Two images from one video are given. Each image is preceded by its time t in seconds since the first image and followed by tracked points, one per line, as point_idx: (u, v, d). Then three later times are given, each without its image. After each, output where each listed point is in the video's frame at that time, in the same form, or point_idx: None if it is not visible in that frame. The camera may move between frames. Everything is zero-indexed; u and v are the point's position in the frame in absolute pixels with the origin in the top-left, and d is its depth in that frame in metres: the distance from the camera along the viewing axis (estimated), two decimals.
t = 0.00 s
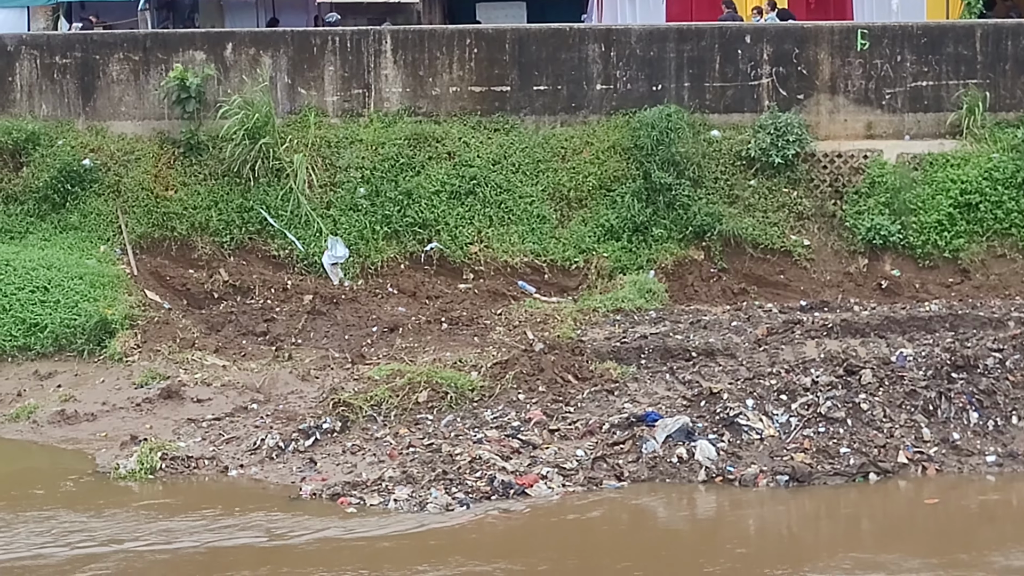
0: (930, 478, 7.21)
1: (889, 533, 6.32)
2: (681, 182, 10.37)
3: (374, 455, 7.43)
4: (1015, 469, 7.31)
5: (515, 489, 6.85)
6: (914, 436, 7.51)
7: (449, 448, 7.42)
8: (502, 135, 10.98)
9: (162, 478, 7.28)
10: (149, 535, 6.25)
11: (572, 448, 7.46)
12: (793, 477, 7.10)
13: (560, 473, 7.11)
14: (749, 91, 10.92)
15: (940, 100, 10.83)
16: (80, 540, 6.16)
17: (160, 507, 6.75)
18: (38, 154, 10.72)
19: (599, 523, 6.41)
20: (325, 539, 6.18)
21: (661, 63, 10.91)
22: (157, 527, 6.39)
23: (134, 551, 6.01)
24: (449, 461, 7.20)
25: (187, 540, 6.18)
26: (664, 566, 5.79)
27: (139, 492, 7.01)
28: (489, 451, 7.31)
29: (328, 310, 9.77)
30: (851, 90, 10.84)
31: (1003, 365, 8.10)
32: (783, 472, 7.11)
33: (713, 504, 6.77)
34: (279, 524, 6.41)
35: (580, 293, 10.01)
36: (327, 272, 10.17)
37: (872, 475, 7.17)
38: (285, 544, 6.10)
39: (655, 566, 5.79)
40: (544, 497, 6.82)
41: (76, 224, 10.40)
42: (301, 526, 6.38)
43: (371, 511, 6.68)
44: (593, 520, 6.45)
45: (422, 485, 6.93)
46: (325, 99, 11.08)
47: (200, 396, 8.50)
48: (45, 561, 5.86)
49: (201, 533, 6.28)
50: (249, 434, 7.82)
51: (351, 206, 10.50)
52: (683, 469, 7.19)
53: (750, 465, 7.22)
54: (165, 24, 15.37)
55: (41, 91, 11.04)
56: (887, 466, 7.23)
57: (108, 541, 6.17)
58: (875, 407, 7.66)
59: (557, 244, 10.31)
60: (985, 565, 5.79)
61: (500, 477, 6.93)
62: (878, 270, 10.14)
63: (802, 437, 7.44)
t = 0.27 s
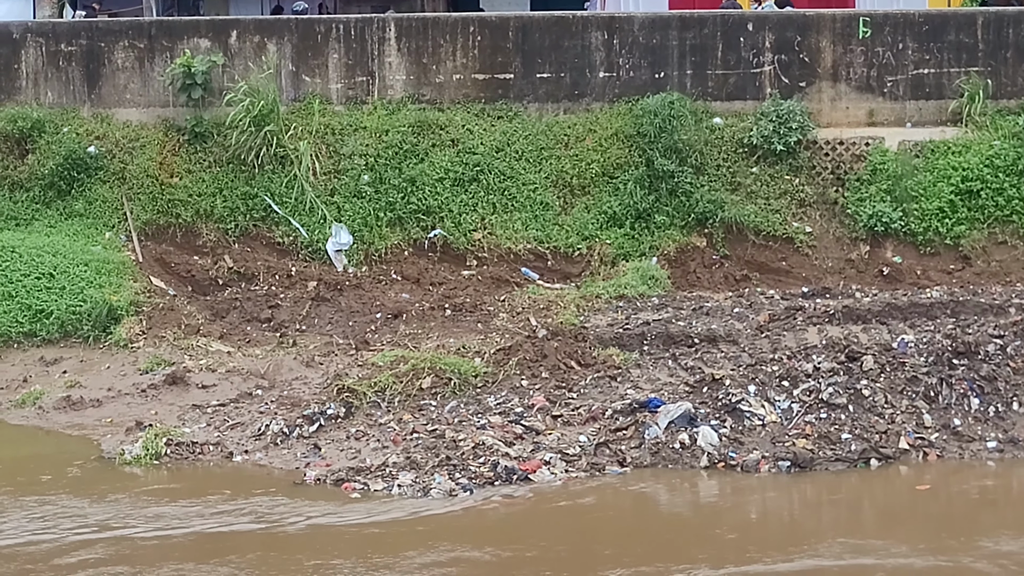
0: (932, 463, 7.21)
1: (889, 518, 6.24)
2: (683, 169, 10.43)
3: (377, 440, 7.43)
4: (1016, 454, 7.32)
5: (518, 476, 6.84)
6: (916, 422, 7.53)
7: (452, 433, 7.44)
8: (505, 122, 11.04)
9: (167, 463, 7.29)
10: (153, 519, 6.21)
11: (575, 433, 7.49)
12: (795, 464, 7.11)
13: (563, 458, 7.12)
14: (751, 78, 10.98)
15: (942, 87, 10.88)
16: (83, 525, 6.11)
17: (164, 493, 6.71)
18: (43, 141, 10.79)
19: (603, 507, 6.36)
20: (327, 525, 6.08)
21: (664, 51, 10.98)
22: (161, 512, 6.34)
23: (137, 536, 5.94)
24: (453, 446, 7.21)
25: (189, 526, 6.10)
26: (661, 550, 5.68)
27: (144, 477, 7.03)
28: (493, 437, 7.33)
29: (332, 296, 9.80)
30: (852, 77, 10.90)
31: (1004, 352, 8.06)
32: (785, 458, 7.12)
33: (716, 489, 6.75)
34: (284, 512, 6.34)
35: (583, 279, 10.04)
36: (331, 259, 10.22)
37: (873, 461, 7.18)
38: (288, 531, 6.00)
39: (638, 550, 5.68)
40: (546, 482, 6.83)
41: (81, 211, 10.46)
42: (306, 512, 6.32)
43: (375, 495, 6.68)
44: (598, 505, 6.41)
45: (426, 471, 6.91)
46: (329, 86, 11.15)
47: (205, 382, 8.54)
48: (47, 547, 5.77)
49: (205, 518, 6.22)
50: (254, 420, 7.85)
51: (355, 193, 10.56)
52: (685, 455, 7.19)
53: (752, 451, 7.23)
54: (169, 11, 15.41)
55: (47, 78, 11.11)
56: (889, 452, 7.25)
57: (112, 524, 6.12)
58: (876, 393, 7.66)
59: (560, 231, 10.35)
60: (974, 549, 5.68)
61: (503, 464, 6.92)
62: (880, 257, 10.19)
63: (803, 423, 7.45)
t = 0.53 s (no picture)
0: (929, 453, 7.27)
1: (883, 508, 6.26)
2: (683, 160, 10.47)
3: (379, 430, 7.48)
4: (1014, 444, 7.36)
5: (518, 465, 6.89)
6: (914, 412, 7.55)
7: (452, 422, 7.48)
8: (505, 113, 11.10)
9: (169, 452, 7.34)
10: (154, 508, 6.25)
11: (574, 423, 7.53)
12: (794, 453, 7.16)
13: (563, 448, 7.16)
14: (750, 69, 11.05)
15: (941, 78, 10.92)
16: (85, 514, 6.15)
17: (165, 483, 6.75)
18: (46, 132, 10.85)
19: (601, 498, 6.39)
20: (328, 517, 6.11)
21: (664, 42, 11.04)
22: (163, 502, 6.38)
23: (139, 526, 5.98)
24: (453, 436, 7.26)
25: (190, 516, 6.13)
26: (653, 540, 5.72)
27: (145, 467, 7.07)
28: (493, 426, 7.37)
29: (333, 286, 9.84)
30: (851, 67, 10.95)
31: (1001, 342, 8.09)
32: (783, 447, 7.17)
33: (714, 480, 6.79)
34: (285, 501, 6.37)
35: (583, 269, 10.08)
36: (332, 249, 10.27)
37: (872, 450, 7.24)
38: (289, 523, 6.03)
39: (632, 538, 5.73)
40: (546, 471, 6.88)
41: (84, 201, 10.52)
42: (308, 502, 6.36)
43: (376, 484, 6.73)
44: (596, 495, 6.44)
45: (427, 460, 6.96)
46: (330, 76, 11.22)
47: (206, 372, 8.59)
48: (49, 536, 5.81)
49: (207, 508, 6.26)
50: (255, 410, 7.90)
51: (357, 183, 10.61)
52: (685, 444, 7.24)
53: (751, 440, 7.28)
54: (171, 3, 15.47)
55: (49, 69, 11.19)
56: (887, 441, 7.30)
57: (114, 514, 6.17)
58: (875, 382, 7.69)
59: (560, 221, 10.40)
60: (960, 538, 5.73)
61: (503, 452, 6.96)
62: (878, 247, 10.22)
63: (802, 412, 7.48)
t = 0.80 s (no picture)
0: (930, 443, 7.23)
1: (883, 498, 6.20)
2: (683, 150, 10.46)
3: (379, 419, 7.47)
4: (1014, 433, 7.34)
5: (518, 454, 6.88)
6: (914, 402, 7.54)
7: (452, 412, 7.47)
8: (506, 102, 11.09)
9: (169, 441, 7.34)
10: (152, 496, 6.25)
11: (575, 412, 7.53)
12: (793, 443, 7.14)
13: (563, 437, 7.15)
14: (750, 59, 11.06)
15: (941, 68, 10.93)
16: (83, 500, 6.15)
17: (165, 471, 6.74)
18: (46, 121, 10.86)
19: (600, 486, 6.37)
20: (326, 504, 6.08)
21: (664, 31, 11.07)
22: (162, 490, 6.37)
23: (139, 512, 5.97)
24: (453, 425, 7.25)
25: (190, 503, 6.12)
26: (651, 526, 5.69)
27: (145, 456, 7.07)
28: (493, 416, 7.36)
29: (333, 275, 9.84)
30: (851, 57, 10.96)
31: (1001, 331, 8.10)
32: (783, 437, 7.16)
33: (714, 469, 6.77)
34: (285, 490, 6.35)
35: (584, 259, 10.08)
36: (332, 238, 10.27)
37: (872, 440, 7.18)
38: (288, 510, 6.00)
39: (629, 525, 5.69)
40: (546, 460, 6.87)
41: (84, 190, 10.52)
42: (308, 491, 6.35)
43: (376, 473, 6.72)
44: (596, 484, 6.42)
45: (427, 449, 6.94)
46: (331, 66, 11.25)
47: (207, 362, 8.58)
48: (47, 522, 5.80)
49: (206, 496, 6.24)
50: (255, 399, 7.90)
51: (357, 172, 10.62)
52: (684, 434, 7.23)
53: (751, 429, 7.26)
54: None
55: (50, 58, 11.21)
56: (888, 430, 7.27)
57: (113, 501, 6.16)
58: (875, 372, 7.69)
59: (560, 210, 10.40)
60: (948, 526, 5.63)
61: (503, 442, 6.96)
62: (879, 237, 10.23)
63: (802, 402, 7.47)
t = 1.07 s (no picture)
0: (928, 434, 7.24)
1: (879, 489, 6.20)
2: (682, 141, 10.46)
3: (377, 411, 7.47)
4: (1012, 425, 7.33)
5: (517, 446, 6.88)
6: (913, 394, 7.54)
7: (450, 403, 7.46)
8: (505, 94, 11.09)
9: (167, 432, 7.34)
10: (151, 487, 6.25)
11: (573, 404, 7.52)
12: (792, 435, 7.14)
13: (562, 429, 7.14)
14: (750, 51, 11.06)
15: (940, 60, 10.92)
16: (81, 491, 6.16)
17: (164, 462, 6.74)
18: (44, 113, 10.85)
19: (598, 478, 6.37)
20: (324, 496, 6.08)
21: (663, 23, 11.07)
22: (161, 481, 6.37)
23: (137, 503, 5.97)
24: (452, 417, 7.25)
25: (189, 495, 6.12)
26: (647, 516, 5.68)
27: (143, 447, 7.07)
28: (492, 408, 7.35)
29: (331, 267, 9.83)
30: (850, 50, 10.95)
31: (1000, 323, 8.08)
32: (782, 429, 7.15)
33: (712, 461, 6.77)
34: (284, 481, 6.35)
35: (582, 251, 10.07)
36: (331, 230, 10.27)
37: (870, 432, 7.19)
38: (287, 501, 6.00)
39: (627, 515, 5.70)
40: (544, 452, 6.86)
41: (83, 181, 10.53)
42: (308, 481, 6.36)
43: (374, 465, 6.71)
44: (594, 476, 6.42)
45: (425, 441, 6.94)
46: (330, 57, 11.25)
47: (205, 354, 8.57)
48: (45, 512, 5.81)
49: (206, 487, 6.25)
50: (254, 391, 7.89)
51: (356, 163, 10.62)
52: (683, 426, 7.22)
53: (750, 421, 7.26)
54: None
55: (48, 50, 11.21)
56: (886, 422, 7.27)
57: (112, 492, 6.17)
58: (873, 364, 7.69)
59: (559, 202, 10.40)
60: (934, 518, 5.62)
61: (502, 434, 6.96)
62: (877, 229, 10.22)
63: (801, 394, 7.46)
